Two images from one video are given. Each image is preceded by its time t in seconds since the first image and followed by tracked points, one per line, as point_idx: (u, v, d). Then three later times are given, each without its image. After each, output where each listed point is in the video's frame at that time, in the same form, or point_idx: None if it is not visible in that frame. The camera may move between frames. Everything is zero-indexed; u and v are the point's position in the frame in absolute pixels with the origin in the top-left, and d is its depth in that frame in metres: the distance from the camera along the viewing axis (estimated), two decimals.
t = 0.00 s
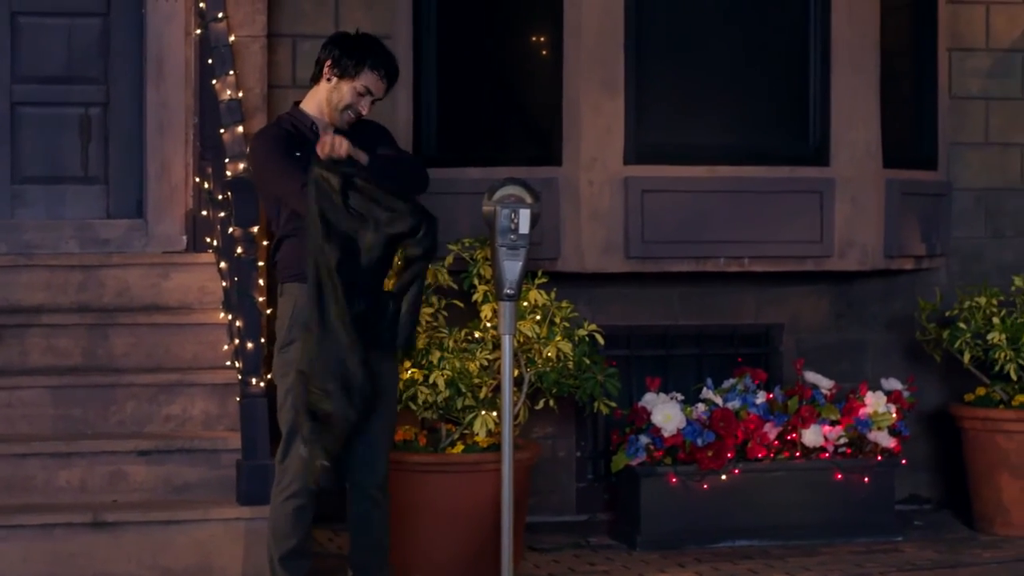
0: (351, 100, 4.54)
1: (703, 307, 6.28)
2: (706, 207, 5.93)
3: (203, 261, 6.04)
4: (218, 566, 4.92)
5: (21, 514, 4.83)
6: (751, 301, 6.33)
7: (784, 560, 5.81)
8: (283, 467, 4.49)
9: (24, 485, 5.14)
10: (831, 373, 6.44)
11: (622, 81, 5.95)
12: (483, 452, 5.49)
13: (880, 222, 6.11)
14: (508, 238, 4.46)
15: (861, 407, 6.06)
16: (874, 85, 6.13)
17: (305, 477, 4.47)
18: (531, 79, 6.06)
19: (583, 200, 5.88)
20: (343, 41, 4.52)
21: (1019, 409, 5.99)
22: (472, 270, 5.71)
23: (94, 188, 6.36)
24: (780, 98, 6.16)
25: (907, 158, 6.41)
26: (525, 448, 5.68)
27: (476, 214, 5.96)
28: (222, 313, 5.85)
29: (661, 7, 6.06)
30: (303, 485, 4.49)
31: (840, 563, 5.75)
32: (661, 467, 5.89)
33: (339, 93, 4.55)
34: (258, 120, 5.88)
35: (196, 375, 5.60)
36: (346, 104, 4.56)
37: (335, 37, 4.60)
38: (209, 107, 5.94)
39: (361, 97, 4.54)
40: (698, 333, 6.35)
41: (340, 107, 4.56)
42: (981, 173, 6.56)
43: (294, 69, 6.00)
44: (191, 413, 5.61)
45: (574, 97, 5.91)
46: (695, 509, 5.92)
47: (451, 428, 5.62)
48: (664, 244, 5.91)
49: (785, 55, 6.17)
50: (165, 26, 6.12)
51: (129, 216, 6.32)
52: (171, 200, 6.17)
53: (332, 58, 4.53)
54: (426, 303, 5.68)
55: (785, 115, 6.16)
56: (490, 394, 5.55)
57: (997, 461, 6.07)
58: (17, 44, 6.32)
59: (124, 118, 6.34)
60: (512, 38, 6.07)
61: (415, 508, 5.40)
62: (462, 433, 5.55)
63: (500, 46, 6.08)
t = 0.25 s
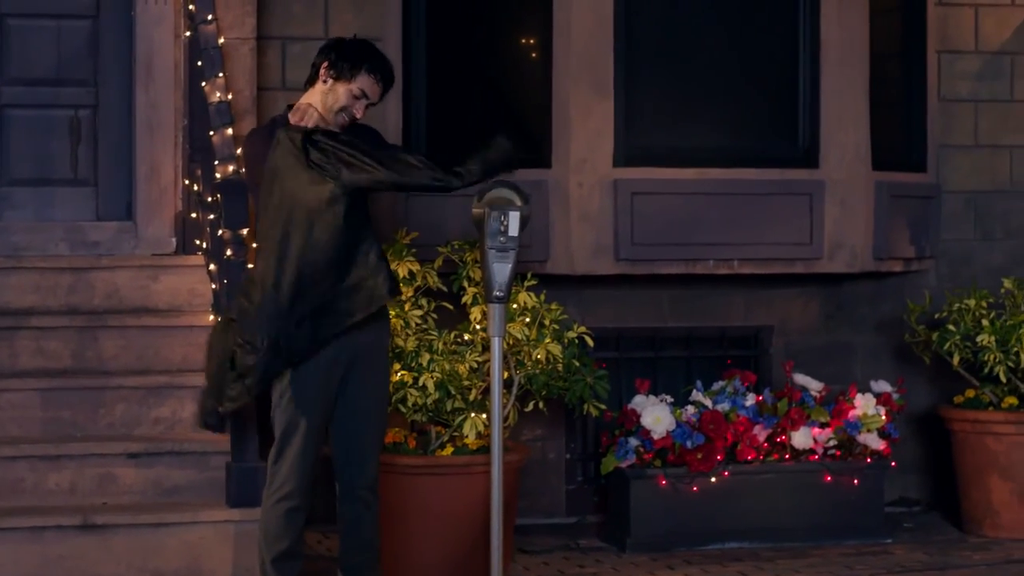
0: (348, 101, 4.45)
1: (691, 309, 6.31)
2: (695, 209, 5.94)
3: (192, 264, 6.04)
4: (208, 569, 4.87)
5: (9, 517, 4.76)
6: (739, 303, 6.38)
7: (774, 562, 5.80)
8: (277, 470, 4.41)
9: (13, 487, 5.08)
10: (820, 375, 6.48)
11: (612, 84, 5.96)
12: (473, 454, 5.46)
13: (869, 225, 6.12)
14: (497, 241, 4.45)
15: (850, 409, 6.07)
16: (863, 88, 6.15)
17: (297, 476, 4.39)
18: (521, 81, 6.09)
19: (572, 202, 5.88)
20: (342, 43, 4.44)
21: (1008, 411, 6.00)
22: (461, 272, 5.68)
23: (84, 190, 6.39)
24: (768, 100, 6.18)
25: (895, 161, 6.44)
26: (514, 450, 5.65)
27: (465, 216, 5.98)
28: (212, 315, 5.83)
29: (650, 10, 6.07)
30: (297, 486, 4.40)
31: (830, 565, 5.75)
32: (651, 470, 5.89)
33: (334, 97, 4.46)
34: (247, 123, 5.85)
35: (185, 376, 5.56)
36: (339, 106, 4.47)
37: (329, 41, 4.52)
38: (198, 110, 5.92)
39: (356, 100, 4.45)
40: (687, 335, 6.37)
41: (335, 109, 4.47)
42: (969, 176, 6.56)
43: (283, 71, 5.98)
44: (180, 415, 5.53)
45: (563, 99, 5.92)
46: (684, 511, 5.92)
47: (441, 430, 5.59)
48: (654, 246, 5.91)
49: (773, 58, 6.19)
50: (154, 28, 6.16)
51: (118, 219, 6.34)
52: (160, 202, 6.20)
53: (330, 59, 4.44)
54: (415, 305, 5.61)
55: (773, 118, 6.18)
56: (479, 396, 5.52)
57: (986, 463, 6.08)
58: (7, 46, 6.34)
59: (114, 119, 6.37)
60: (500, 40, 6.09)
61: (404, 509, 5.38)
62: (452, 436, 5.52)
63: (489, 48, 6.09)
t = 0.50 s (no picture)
0: (355, 101, 4.51)
1: (685, 312, 6.31)
2: (690, 211, 5.94)
3: (187, 266, 6.05)
4: (202, 572, 4.85)
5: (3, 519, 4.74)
6: (734, 306, 6.39)
7: (769, 564, 5.80)
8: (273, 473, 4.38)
9: (8, 489, 5.05)
10: (816, 378, 6.49)
11: (606, 86, 5.96)
12: (467, 457, 5.46)
13: (863, 227, 6.12)
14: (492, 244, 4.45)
15: (845, 411, 6.08)
16: (857, 90, 6.16)
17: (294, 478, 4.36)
18: (516, 84, 6.08)
19: (567, 204, 5.88)
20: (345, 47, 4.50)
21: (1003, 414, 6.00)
22: (455, 275, 5.67)
23: (78, 193, 6.40)
24: (763, 102, 6.19)
25: (890, 164, 6.44)
26: (509, 452, 5.65)
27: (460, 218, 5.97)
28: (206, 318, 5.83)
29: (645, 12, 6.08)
30: (294, 488, 4.37)
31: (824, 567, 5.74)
32: (645, 472, 5.89)
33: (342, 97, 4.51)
34: (241, 125, 5.84)
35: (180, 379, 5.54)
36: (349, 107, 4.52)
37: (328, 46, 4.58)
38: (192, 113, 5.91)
39: (366, 99, 4.51)
40: (682, 337, 6.38)
41: (342, 109, 4.53)
42: (964, 179, 6.56)
43: (277, 74, 5.99)
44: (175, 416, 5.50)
45: (558, 101, 5.92)
46: (679, 513, 5.92)
47: (436, 432, 5.59)
48: (648, 249, 5.91)
49: (767, 61, 6.20)
50: (148, 31, 6.18)
51: (113, 222, 6.35)
52: (154, 205, 6.21)
53: (334, 62, 4.49)
54: (410, 307, 5.59)
55: (767, 120, 6.19)
56: (474, 399, 5.51)
57: (981, 465, 6.08)
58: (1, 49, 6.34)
59: (108, 122, 6.37)
60: (495, 43, 6.08)
61: (398, 512, 5.37)
62: (447, 438, 5.52)
63: (483, 51, 6.08)
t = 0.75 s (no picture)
0: (360, 96, 4.53)
1: (683, 314, 6.31)
2: (687, 213, 5.94)
3: (185, 268, 6.05)
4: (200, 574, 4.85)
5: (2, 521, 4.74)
6: (732, 309, 6.39)
7: (767, 566, 5.80)
8: (275, 473, 4.37)
9: (6, 491, 5.05)
10: (814, 380, 6.49)
11: (604, 88, 5.96)
12: (465, 458, 5.46)
13: (861, 229, 6.12)
14: (489, 246, 4.45)
15: (842, 413, 6.08)
16: (856, 92, 6.16)
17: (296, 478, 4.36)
18: (514, 86, 6.08)
19: (565, 206, 5.88)
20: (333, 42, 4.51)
21: (1000, 416, 6.00)
22: (454, 277, 5.65)
23: (75, 195, 6.40)
24: (761, 105, 6.18)
25: (888, 166, 6.44)
26: (507, 454, 5.64)
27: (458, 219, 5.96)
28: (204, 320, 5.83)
29: (643, 14, 6.08)
30: (294, 490, 4.37)
31: (822, 568, 5.74)
32: (643, 474, 5.89)
33: (345, 90, 4.52)
34: (240, 127, 5.83)
35: (178, 381, 5.53)
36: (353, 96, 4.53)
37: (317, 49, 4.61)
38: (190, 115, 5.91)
39: (368, 85, 4.52)
40: (680, 339, 6.39)
41: (349, 107, 4.55)
42: (962, 180, 6.56)
43: (276, 76, 5.98)
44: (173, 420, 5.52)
45: (556, 104, 5.92)
46: (677, 514, 5.92)
47: (434, 434, 5.59)
48: (647, 251, 5.91)
49: (767, 63, 6.20)
50: (147, 32, 6.19)
51: (111, 223, 6.36)
52: (153, 207, 6.23)
53: (329, 61, 4.51)
54: (408, 309, 5.58)
55: (765, 122, 6.19)
56: (473, 400, 5.50)
57: (979, 467, 6.08)
58: None
59: (105, 125, 6.37)
60: (494, 45, 6.09)
61: (396, 513, 5.37)
62: (445, 440, 5.52)
63: (483, 53, 6.09)
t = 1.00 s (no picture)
0: (362, 83, 4.52)
1: (682, 314, 6.32)
2: (687, 213, 5.94)
3: (185, 268, 6.05)
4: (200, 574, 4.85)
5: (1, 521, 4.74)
6: (731, 309, 6.39)
7: (766, 566, 5.80)
8: (276, 477, 4.36)
9: (5, 491, 5.05)
10: (813, 380, 6.50)
11: (604, 89, 5.96)
12: (465, 459, 5.47)
13: (860, 229, 6.12)
14: (489, 247, 4.45)
15: (842, 414, 6.09)
16: (856, 93, 6.17)
17: (298, 482, 4.35)
18: (514, 86, 6.08)
19: (564, 207, 5.88)
20: (318, 40, 4.51)
21: (1000, 416, 6.00)
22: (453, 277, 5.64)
23: (75, 195, 6.40)
24: (761, 105, 6.19)
25: (888, 166, 6.45)
26: (506, 454, 5.64)
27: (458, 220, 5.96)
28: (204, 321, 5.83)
29: (643, 14, 6.08)
30: (296, 493, 4.36)
31: (822, 569, 5.74)
32: (642, 474, 5.89)
33: (346, 81, 4.51)
34: (239, 128, 5.83)
35: (177, 381, 5.53)
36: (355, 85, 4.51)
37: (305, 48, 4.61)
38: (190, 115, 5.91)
39: (366, 71, 4.51)
40: (679, 339, 6.39)
41: (354, 96, 4.53)
42: (961, 181, 6.56)
43: (275, 76, 5.98)
44: (173, 421, 5.52)
45: (556, 104, 5.92)
46: (676, 515, 5.92)
47: (433, 434, 5.59)
48: (646, 251, 5.91)
49: (767, 63, 6.20)
50: (146, 33, 6.22)
51: (111, 223, 6.36)
52: (152, 207, 6.25)
53: (321, 58, 4.51)
54: (408, 309, 5.58)
55: (765, 122, 6.19)
56: (472, 401, 5.50)
57: (979, 467, 6.08)
58: None
59: (104, 125, 6.38)
60: (494, 45, 6.08)
61: (395, 513, 5.37)
62: (444, 440, 5.52)
63: (483, 53, 6.09)
